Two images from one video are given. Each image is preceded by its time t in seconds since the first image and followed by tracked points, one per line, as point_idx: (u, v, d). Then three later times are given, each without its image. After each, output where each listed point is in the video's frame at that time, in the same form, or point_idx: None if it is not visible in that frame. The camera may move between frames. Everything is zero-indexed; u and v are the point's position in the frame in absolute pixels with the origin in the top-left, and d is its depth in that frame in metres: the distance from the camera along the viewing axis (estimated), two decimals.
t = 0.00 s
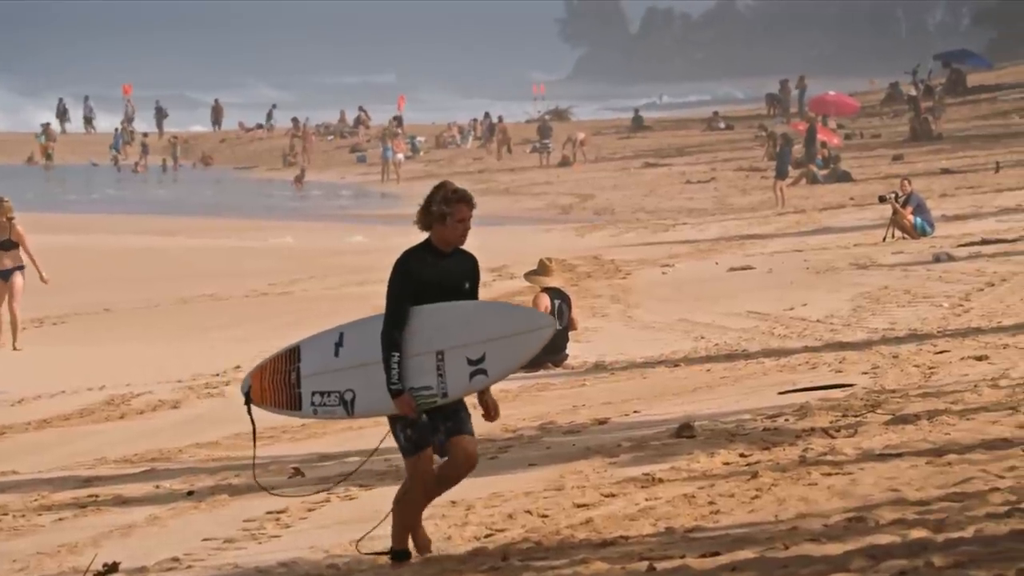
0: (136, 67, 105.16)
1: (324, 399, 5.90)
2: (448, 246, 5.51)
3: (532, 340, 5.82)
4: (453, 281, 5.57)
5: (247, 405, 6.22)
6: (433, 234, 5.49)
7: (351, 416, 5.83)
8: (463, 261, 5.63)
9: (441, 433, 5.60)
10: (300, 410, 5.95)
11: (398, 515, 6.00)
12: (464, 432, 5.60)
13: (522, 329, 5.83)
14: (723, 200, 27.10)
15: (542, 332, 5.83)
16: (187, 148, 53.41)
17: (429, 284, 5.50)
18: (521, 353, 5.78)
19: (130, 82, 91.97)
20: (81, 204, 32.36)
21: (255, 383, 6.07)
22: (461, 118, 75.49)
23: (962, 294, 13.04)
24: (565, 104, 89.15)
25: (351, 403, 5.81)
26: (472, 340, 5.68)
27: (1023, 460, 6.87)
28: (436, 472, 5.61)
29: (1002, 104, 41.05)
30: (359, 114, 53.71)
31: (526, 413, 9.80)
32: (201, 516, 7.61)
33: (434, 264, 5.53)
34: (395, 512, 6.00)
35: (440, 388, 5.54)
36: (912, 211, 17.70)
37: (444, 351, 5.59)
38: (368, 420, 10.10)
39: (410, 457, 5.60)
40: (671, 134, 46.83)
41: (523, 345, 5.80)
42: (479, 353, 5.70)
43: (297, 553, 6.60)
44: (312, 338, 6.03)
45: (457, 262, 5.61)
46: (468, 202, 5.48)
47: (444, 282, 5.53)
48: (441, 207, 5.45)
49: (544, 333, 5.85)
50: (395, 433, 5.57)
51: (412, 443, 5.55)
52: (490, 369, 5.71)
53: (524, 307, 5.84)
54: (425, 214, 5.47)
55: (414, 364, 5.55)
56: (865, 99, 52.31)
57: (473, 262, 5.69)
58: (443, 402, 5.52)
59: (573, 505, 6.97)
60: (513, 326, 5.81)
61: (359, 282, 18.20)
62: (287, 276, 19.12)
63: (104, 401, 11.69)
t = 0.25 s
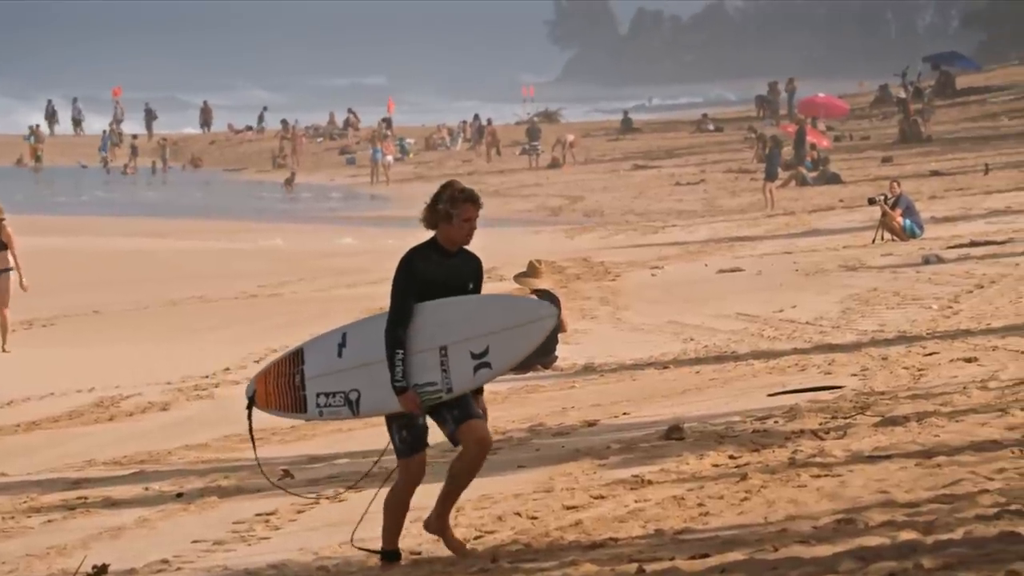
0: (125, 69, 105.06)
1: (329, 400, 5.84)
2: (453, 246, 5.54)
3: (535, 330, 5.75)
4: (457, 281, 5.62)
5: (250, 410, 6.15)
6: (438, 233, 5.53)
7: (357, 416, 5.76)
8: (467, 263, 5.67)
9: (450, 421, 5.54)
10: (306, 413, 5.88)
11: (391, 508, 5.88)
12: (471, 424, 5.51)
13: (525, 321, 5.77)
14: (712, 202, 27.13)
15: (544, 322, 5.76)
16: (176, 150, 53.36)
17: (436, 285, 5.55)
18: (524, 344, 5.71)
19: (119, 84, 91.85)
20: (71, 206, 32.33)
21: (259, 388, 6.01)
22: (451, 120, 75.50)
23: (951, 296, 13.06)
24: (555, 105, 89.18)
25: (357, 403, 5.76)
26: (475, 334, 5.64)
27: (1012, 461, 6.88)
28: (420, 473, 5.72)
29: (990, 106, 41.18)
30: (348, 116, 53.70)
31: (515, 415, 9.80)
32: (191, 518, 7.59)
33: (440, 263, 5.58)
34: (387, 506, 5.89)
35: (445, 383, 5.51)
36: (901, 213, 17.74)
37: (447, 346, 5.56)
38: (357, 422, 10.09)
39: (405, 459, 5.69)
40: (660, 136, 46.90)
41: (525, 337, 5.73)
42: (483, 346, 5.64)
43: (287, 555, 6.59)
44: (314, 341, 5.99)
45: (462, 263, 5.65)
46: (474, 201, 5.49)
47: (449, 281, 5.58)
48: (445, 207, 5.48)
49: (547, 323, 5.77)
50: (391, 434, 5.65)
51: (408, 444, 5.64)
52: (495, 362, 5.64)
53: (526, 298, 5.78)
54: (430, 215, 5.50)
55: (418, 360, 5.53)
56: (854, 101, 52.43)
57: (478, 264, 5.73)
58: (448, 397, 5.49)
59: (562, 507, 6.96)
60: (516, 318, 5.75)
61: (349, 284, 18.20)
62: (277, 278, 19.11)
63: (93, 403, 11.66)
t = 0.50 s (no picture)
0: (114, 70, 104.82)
1: (335, 400, 5.85)
2: (459, 245, 5.55)
3: (539, 322, 5.75)
4: (464, 280, 5.63)
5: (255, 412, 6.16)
6: (445, 231, 5.53)
7: (363, 415, 5.76)
8: (474, 261, 5.67)
9: (455, 415, 5.56)
10: (311, 413, 5.90)
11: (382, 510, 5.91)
12: (475, 419, 5.54)
13: (527, 314, 5.77)
14: (702, 204, 27.15)
15: (548, 315, 5.75)
16: (165, 152, 53.25)
17: (442, 283, 5.55)
18: (527, 338, 5.71)
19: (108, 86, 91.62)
20: (60, 208, 32.25)
21: (266, 389, 6.03)
22: (440, 123, 75.47)
23: (940, 298, 13.08)
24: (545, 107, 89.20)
25: (362, 402, 5.75)
26: (480, 329, 5.64)
27: (1000, 463, 6.88)
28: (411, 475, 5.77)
29: (979, 108, 41.26)
30: (338, 119, 53.65)
31: (505, 417, 9.79)
32: (180, 519, 7.57)
33: (446, 262, 5.58)
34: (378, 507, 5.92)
35: (450, 379, 5.51)
36: (890, 215, 17.76)
37: (452, 341, 5.57)
38: (347, 424, 10.07)
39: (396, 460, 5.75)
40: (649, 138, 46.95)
41: (529, 331, 5.73)
42: (486, 341, 5.64)
43: (276, 557, 6.57)
44: (319, 342, 6.01)
45: (469, 260, 5.65)
46: (481, 200, 5.50)
47: (455, 278, 5.59)
48: (454, 205, 5.47)
49: (550, 315, 5.77)
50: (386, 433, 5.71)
51: (404, 445, 5.69)
52: (499, 357, 5.65)
53: (531, 291, 5.79)
54: (438, 213, 5.50)
55: (423, 356, 5.53)
56: (843, 103, 52.52)
57: (484, 263, 5.73)
58: (454, 392, 5.50)
59: (552, 509, 6.95)
60: (518, 313, 5.75)
61: (338, 286, 18.17)
62: (266, 280, 19.07)
63: (83, 405, 11.62)
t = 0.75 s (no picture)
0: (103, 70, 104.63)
1: (340, 400, 5.78)
2: (466, 245, 5.58)
3: (543, 320, 5.71)
4: (471, 280, 5.63)
5: (260, 414, 6.07)
6: (452, 231, 5.55)
7: (368, 414, 5.68)
8: (480, 261, 5.69)
9: (457, 416, 5.58)
10: (317, 413, 5.83)
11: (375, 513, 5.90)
12: (476, 417, 5.56)
13: (530, 312, 5.72)
14: (691, 206, 27.16)
15: (551, 312, 5.71)
16: (154, 154, 53.15)
17: (448, 281, 5.56)
18: (530, 336, 5.68)
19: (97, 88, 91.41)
20: (49, 210, 32.21)
21: (271, 390, 5.94)
22: (429, 124, 75.44)
23: (929, 300, 13.10)
24: (534, 109, 89.22)
25: (367, 401, 5.68)
26: (485, 327, 5.62)
27: (989, 464, 6.89)
28: (404, 476, 5.78)
29: (968, 111, 41.34)
30: (327, 120, 53.61)
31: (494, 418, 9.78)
32: (169, 521, 7.55)
33: (452, 262, 5.59)
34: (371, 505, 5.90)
35: (455, 377, 5.52)
36: (880, 217, 17.78)
37: (457, 340, 5.57)
38: (335, 425, 10.04)
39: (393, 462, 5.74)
40: (639, 140, 46.98)
41: (532, 329, 5.69)
42: (491, 339, 5.63)
43: (264, 559, 6.55)
44: (325, 341, 5.92)
45: (474, 261, 5.68)
46: (487, 200, 5.54)
47: (461, 278, 5.59)
48: (460, 205, 5.52)
49: (554, 313, 5.72)
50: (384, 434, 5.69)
51: (401, 446, 5.68)
52: (503, 355, 5.64)
53: (535, 289, 5.73)
54: (444, 213, 5.54)
55: (427, 355, 5.54)
56: (833, 105, 52.59)
57: (491, 265, 5.74)
58: (458, 391, 5.51)
59: (541, 511, 6.94)
60: (521, 310, 5.70)
61: (329, 288, 18.14)
62: (256, 282, 19.04)
63: (72, 406, 11.58)
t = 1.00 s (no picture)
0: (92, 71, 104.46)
1: (344, 397, 5.80)
2: (472, 245, 5.56)
3: (547, 322, 5.70)
4: (476, 280, 5.62)
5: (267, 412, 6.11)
6: (457, 231, 5.54)
7: (370, 413, 5.70)
8: (487, 263, 5.67)
9: (463, 424, 5.52)
10: (320, 411, 5.86)
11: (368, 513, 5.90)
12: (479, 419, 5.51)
13: (534, 313, 5.71)
14: (680, 207, 27.20)
15: (555, 313, 5.70)
16: (144, 155, 53.12)
17: (453, 281, 5.55)
18: (532, 337, 5.66)
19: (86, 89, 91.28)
20: (37, 211, 32.18)
21: (275, 387, 5.98)
22: (418, 126, 75.48)
23: (918, 301, 13.12)
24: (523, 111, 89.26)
25: (370, 401, 5.69)
26: (489, 328, 5.61)
27: (978, 466, 6.88)
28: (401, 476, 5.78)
29: (957, 112, 41.47)
30: (316, 121, 53.65)
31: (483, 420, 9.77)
32: (158, 523, 7.52)
33: (458, 262, 5.58)
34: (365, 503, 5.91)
35: (458, 377, 5.50)
36: (868, 218, 17.80)
37: (460, 339, 5.55)
38: (325, 427, 10.02)
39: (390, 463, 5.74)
40: (628, 142, 47.05)
41: (536, 329, 5.68)
42: (494, 339, 5.62)
43: (253, 560, 6.52)
44: (330, 340, 5.96)
45: (480, 263, 5.65)
46: (493, 201, 5.50)
47: (465, 278, 5.58)
48: (466, 205, 5.49)
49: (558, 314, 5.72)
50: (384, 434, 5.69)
51: (402, 448, 5.68)
52: (506, 355, 5.63)
53: (539, 289, 5.72)
54: (450, 213, 5.52)
55: (431, 355, 5.52)
56: (822, 107, 52.74)
57: (497, 265, 5.72)
58: (461, 390, 5.49)
59: (530, 512, 6.93)
60: (525, 311, 5.69)
61: (318, 289, 18.13)
62: (245, 283, 19.02)
63: (61, 408, 11.55)
